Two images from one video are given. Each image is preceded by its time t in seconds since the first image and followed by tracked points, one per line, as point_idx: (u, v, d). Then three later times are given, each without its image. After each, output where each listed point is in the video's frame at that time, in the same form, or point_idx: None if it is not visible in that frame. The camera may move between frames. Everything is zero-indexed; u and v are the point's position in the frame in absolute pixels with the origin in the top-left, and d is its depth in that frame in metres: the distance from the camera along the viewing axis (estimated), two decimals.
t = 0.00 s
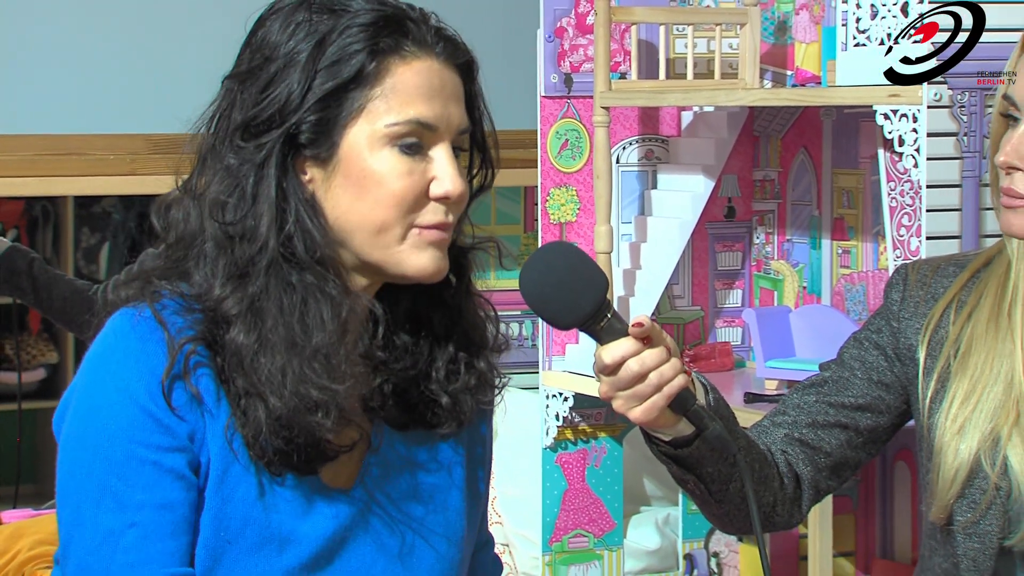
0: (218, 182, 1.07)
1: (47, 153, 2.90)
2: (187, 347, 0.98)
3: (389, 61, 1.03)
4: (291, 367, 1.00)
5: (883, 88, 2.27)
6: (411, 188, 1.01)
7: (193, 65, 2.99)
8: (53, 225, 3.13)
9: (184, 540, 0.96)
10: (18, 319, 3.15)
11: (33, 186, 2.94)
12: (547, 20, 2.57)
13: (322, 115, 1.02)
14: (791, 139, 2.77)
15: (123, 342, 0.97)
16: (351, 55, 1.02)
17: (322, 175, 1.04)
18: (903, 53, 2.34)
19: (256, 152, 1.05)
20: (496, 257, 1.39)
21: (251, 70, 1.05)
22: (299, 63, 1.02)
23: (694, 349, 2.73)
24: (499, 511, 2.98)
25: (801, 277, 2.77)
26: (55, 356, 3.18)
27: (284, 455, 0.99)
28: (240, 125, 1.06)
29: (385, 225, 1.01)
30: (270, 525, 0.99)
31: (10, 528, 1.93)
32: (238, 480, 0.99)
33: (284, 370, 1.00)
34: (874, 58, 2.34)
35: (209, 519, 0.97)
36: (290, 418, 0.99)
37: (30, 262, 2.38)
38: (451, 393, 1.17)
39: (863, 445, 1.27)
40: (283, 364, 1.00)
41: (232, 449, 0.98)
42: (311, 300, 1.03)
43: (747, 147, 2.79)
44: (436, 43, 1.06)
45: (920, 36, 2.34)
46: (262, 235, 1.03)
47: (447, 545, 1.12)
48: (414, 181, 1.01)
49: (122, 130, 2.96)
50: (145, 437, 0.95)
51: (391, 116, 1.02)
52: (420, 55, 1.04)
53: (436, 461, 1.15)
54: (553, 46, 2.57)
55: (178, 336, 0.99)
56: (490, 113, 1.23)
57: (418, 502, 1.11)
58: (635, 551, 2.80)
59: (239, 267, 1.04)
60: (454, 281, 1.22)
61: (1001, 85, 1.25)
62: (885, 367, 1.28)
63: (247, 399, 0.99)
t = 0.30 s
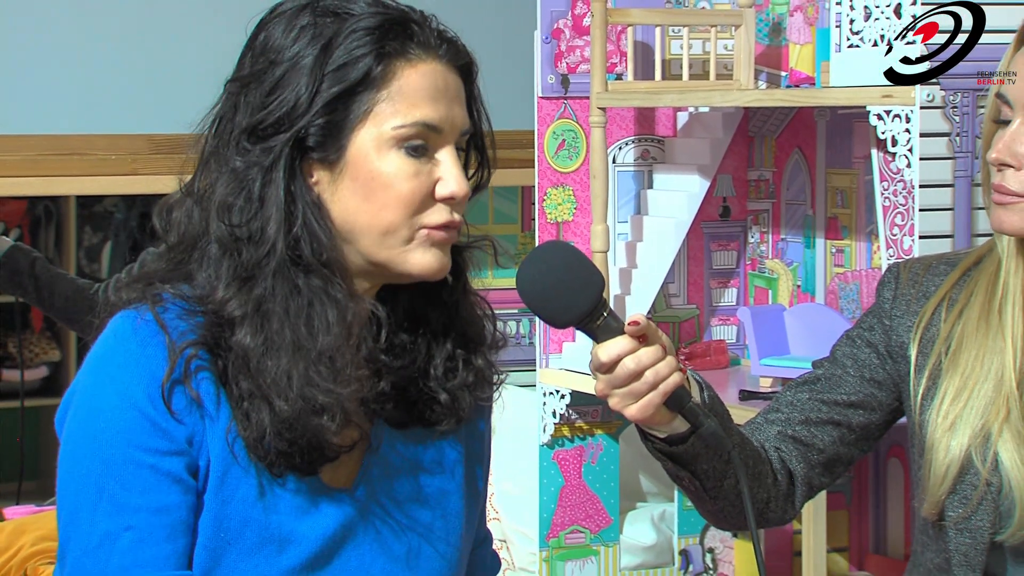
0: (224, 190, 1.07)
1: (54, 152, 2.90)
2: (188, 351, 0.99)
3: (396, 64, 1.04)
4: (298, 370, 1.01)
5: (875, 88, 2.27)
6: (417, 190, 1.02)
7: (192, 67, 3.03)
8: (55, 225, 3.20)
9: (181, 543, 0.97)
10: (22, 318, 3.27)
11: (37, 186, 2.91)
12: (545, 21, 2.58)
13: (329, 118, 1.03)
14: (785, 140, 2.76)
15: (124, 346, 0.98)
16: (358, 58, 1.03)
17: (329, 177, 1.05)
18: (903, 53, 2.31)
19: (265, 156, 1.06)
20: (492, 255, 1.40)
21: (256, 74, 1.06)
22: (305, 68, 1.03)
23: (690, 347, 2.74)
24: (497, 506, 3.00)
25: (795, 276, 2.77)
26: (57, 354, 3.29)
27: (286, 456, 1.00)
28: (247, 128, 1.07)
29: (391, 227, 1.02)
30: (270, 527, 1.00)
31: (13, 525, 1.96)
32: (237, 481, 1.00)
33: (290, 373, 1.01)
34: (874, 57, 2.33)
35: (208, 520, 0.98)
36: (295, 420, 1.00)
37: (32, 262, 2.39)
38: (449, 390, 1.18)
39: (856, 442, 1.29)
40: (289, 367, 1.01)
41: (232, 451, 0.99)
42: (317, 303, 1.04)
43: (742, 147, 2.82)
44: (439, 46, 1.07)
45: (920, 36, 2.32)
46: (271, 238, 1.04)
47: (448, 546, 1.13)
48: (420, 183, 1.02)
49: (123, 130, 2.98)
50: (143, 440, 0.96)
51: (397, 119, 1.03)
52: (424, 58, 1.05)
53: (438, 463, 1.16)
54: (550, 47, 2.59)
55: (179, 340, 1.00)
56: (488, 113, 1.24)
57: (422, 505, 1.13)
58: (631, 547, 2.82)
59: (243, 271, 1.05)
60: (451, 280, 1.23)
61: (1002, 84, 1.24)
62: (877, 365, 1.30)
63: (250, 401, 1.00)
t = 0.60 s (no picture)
0: (224, 190, 1.08)
1: (55, 151, 2.94)
2: (187, 350, 1.00)
3: (396, 65, 1.06)
4: (298, 368, 1.02)
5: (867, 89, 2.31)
6: (415, 189, 1.04)
7: (192, 67, 3.03)
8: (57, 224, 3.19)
9: (178, 535, 0.98)
10: (23, 316, 3.20)
11: (38, 184, 2.97)
12: (540, 22, 2.60)
13: (331, 118, 1.04)
14: (777, 139, 2.80)
15: (124, 344, 1.00)
16: (359, 60, 1.04)
17: (329, 177, 1.06)
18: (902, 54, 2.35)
19: (266, 155, 1.06)
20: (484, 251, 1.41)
21: (255, 74, 1.07)
22: (307, 68, 1.04)
23: (683, 344, 2.76)
24: (493, 502, 3.00)
25: (787, 273, 2.80)
26: (59, 351, 3.23)
27: (284, 452, 1.02)
28: (246, 129, 1.07)
29: (389, 225, 1.04)
30: (268, 523, 1.02)
31: (15, 520, 1.98)
32: (236, 478, 1.01)
33: (290, 371, 1.02)
34: (874, 58, 2.35)
35: (206, 514, 1.00)
36: (294, 417, 1.01)
37: (34, 260, 2.39)
38: (445, 383, 1.20)
39: (846, 437, 1.30)
40: (289, 365, 1.02)
41: (231, 448, 1.01)
42: (317, 302, 1.05)
43: (734, 147, 2.82)
44: (437, 48, 1.09)
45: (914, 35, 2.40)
46: (273, 236, 1.05)
47: (446, 542, 1.15)
48: (419, 182, 1.04)
49: (123, 130, 3.00)
50: (144, 433, 0.97)
51: (397, 120, 1.05)
52: (424, 59, 1.07)
53: (435, 457, 1.18)
54: (546, 48, 2.59)
55: (178, 339, 1.01)
56: (480, 112, 1.25)
57: (419, 500, 1.14)
58: (625, 542, 2.84)
59: (244, 270, 1.06)
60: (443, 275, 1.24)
61: (1002, 83, 1.24)
62: (867, 361, 1.31)
63: (249, 399, 1.01)
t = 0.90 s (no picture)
0: (228, 191, 1.09)
1: (55, 151, 2.90)
2: (184, 345, 1.02)
3: (401, 68, 1.07)
4: (300, 370, 1.03)
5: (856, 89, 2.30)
6: (421, 190, 1.06)
7: (193, 67, 3.05)
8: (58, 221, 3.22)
9: (172, 523, 0.99)
10: (25, 312, 3.27)
11: (44, 183, 2.91)
12: (535, 23, 2.62)
13: (337, 122, 1.06)
14: (769, 139, 2.80)
15: (122, 336, 1.01)
16: (364, 63, 1.05)
17: (334, 179, 1.08)
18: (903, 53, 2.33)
19: (271, 158, 1.08)
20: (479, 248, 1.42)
21: (259, 78, 1.08)
22: (312, 73, 1.05)
23: (677, 341, 2.78)
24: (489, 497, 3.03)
25: (779, 271, 2.80)
26: (60, 348, 3.31)
27: (281, 451, 1.03)
28: (250, 132, 1.08)
29: (395, 227, 1.06)
30: (263, 516, 1.03)
31: (16, 513, 1.97)
32: (231, 471, 1.02)
33: (292, 373, 1.03)
34: (874, 58, 2.34)
35: (202, 506, 1.01)
36: (295, 418, 1.02)
37: (35, 258, 2.40)
38: (440, 378, 1.21)
39: (838, 433, 1.32)
40: (291, 367, 1.03)
41: (225, 441, 1.02)
42: (320, 304, 1.06)
43: (727, 146, 2.87)
44: (438, 50, 1.10)
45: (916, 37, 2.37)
46: (279, 238, 1.06)
47: (441, 538, 1.16)
48: (424, 183, 1.06)
49: (122, 130, 3.00)
50: (141, 421, 0.98)
51: (401, 122, 1.06)
52: (427, 62, 1.08)
53: (433, 457, 1.19)
54: (541, 48, 2.62)
55: (177, 333, 1.03)
56: (476, 112, 1.27)
57: (416, 501, 1.16)
58: (619, 537, 2.85)
59: (247, 271, 1.07)
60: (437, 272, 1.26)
61: (1002, 83, 1.24)
62: (858, 359, 1.33)
63: (249, 399, 1.02)
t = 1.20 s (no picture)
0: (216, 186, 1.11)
1: (52, 150, 2.97)
2: (183, 344, 1.03)
3: (383, 59, 1.08)
4: (292, 356, 1.05)
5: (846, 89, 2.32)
6: (404, 181, 1.06)
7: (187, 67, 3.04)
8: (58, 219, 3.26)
9: (178, 524, 1.01)
10: (25, 310, 3.30)
11: (40, 183, 3.01)
12: (529, 24, 2.62)
13: (320, 112, 1.07)
14: (761, 138, 2.81)
15: (123, 336, 1.02)
16: (347, 55, 1.07)
17: (319, 170, 1.09)
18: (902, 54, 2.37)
19: (257, 149, 1.09)
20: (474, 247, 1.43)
21: (246, 71, 1.10)
22: (296, 64, 1.06)
23: (669, 338, 2.80)
24: (484, 492, 3.00)
25: (771, 269, 2.82)
26: (60, 345, 3.35)
27: (280, 441, 1.04)
28: (238, 124, 1.10)
29: (378, 217, 1.07)
30: (262, 513, 1.04)
31: (16, 509, 2.00)
32: (231, 467, 1.04)
33: (285, 359, 1.04)
34: (875, 58, 2.37)
35: (204, 504, 1.02)
36: (290, 404, 1.03)
37: (34, 255, 2.42)
38: (435, 375, 1.22)
39: (828, 429, 1.34)
40: (284, 353, 1.05)
41: (226, 438, 1.04)
42: (310, 291, 1.08)
43: (719, 145, 2.89)
44: (423, 44, 1.12)
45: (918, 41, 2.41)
46: (265, 228, 1.08)
47: (437, 527, 1.18)
48: (407, 174, 1.07)
49: (120, 130, 3.01)
50: (145, 422, 1.00)
51: (385, 113, 1.07)
52: (410, 55, 1.10)
53: (429, 449, 1.21)
54: (535, 48, 2.62)
55: (176, 332, 1.04)
56: (468, 110, 1.28)
57: (412, 488, 1.18)
58: (613, 531, 2.85)
59: (237, 261, 1.08)
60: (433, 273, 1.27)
61: (1000, 84, 1.24)
62: (847, 355, 1.35)
63: (245, 387, 1.04)
